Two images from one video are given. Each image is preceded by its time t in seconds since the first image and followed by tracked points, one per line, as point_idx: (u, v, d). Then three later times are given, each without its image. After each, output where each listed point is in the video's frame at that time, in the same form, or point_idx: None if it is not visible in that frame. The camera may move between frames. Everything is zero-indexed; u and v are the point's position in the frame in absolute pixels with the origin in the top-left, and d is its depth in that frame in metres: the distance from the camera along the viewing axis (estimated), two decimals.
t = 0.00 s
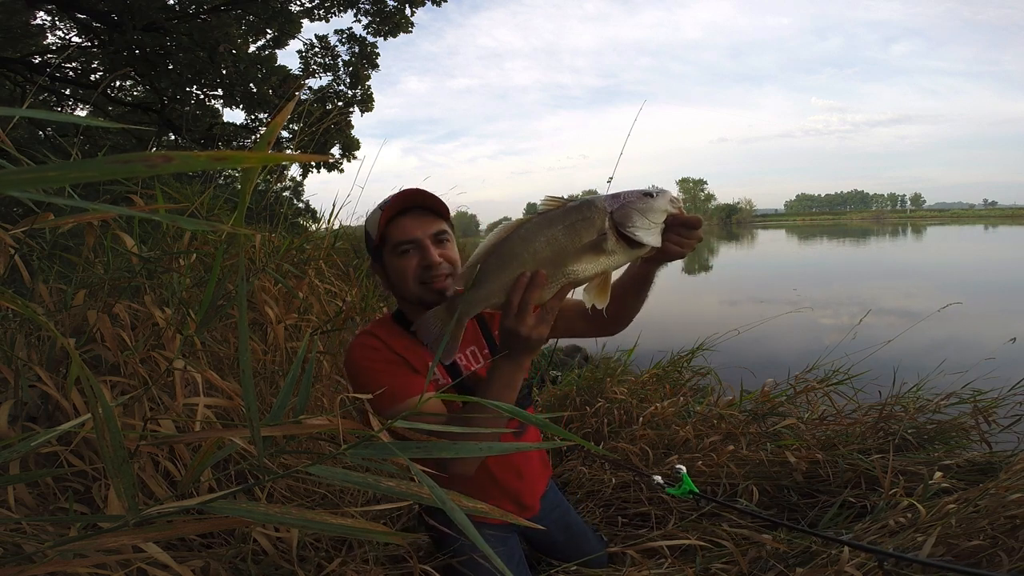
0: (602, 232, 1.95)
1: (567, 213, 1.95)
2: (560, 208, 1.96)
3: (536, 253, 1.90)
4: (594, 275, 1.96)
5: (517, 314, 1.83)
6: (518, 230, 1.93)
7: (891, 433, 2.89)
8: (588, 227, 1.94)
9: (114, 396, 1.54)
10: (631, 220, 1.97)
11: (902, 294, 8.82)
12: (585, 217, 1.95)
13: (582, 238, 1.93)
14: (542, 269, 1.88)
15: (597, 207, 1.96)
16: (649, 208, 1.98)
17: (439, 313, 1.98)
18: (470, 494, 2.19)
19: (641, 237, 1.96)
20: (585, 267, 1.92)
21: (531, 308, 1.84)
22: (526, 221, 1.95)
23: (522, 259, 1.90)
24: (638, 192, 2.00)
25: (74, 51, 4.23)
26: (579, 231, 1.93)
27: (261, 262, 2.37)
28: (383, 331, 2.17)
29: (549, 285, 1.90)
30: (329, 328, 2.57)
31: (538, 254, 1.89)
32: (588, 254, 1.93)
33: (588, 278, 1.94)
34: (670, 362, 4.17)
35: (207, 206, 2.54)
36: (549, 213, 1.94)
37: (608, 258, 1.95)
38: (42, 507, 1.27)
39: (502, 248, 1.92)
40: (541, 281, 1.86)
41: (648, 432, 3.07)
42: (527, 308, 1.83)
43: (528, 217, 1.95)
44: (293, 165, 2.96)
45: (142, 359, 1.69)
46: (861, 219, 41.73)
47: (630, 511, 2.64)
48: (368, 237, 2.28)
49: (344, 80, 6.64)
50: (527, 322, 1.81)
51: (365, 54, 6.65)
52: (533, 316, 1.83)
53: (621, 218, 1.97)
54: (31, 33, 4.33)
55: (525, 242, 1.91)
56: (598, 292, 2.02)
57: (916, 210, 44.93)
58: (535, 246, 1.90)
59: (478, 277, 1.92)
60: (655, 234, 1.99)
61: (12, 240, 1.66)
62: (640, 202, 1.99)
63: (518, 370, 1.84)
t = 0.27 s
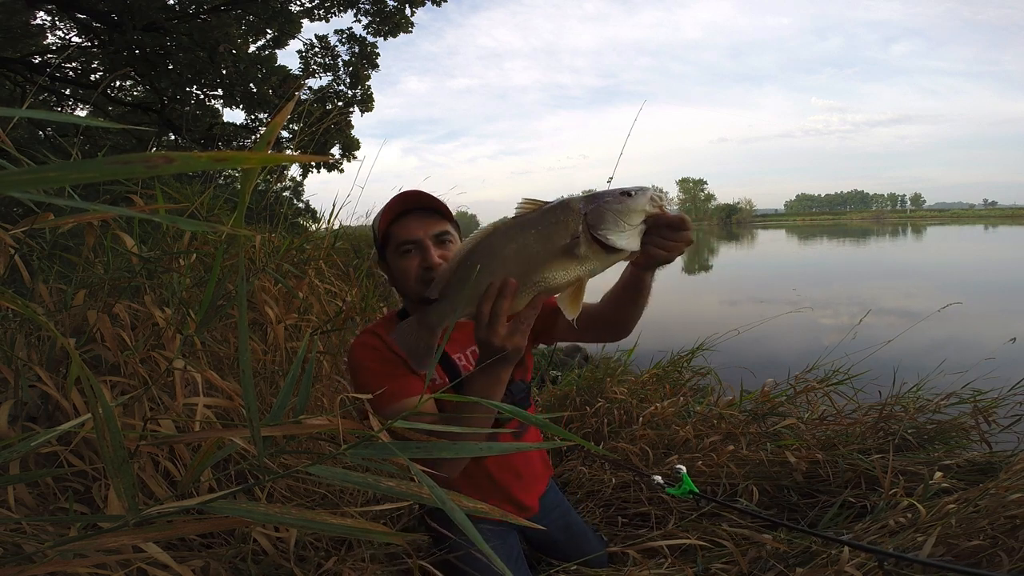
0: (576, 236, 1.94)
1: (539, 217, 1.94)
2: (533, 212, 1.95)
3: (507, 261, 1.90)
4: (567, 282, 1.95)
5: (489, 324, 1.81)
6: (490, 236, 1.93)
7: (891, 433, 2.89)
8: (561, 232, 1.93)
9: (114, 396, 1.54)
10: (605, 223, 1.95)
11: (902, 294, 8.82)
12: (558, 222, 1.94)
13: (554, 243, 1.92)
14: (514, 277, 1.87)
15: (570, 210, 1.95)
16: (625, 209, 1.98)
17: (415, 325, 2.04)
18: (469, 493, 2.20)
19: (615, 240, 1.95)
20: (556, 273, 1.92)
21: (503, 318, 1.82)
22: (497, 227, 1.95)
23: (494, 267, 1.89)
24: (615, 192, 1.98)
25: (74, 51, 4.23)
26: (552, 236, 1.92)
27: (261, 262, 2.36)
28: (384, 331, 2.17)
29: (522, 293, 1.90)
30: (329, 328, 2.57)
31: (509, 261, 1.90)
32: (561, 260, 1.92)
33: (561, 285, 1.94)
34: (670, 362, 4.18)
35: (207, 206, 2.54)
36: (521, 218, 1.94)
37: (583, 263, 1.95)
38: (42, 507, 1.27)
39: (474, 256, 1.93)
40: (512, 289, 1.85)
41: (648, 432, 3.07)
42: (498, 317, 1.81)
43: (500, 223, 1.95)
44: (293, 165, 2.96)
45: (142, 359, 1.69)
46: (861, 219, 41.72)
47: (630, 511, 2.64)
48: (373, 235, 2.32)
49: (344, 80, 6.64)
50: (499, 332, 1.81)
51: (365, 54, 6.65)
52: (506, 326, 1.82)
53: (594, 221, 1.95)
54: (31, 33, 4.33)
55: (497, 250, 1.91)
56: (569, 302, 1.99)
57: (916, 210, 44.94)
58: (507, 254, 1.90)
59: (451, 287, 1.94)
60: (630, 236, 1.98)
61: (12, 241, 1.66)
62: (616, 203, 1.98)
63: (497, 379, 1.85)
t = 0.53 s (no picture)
0: (555, 252, 1.95)
1: (518, 232, 1.94)
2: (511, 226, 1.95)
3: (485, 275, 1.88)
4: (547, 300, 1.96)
5: (465, 347, 1.82)
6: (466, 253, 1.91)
7: (891, 433, 2.89)
8: (540, 247, 1.94)
9: (114, 396, 1.54)
10: (585, 239, 1.96)
11: (902, 294, 8.82)
12: (537, 237, 1.95)
13: (533, 259, 1.92)
14: (491, 298, 1.87)
15: (550, 226, 1.96)
16: (604, 222, 1.98)
17: (391, 343, 2.05)
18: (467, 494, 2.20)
19: (594, 256, 1.95)
20: (536, 291, 1.93)
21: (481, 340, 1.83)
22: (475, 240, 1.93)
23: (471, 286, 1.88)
24: (594, 206, 1.99)
25: (74, 51, 4.23)
26: (530, 251, 1.93)
27: (261, 261, 2.37)
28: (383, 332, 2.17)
29: (500, 312, 1.90)
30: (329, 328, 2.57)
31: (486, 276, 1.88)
32: (540, 275, 1.93)
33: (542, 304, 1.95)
34: (670, 362, 4.18)
35: (207, 206, 2.54)
36: (499, 231, 1.93)
37: (563, 280, 1.95)
38: (42, 507, 1.27)
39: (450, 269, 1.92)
40: (490, 310, 1.86)
41: (648, 432, 3.07)
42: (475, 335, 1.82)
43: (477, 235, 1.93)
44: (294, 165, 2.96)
45: (142, 359, 1.69)
46: (861, 219, 41.72)
47: (630, 511, 2.64)
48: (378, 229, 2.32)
49: (345, 80, 6.64)
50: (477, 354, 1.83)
51: (365, 54, 6.65)
52: (483, 348, 1.83)
53: (573, 236, 1.96)
54: (31, 33, 4.33)
55: (474, 263, 1.90)
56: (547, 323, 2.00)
57: (916, 210, 44.96)
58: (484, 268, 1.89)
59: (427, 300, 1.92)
60: (610, 252, 1.98)
61: (12, 240, 1.66)
62: (595, 217, 1.98)
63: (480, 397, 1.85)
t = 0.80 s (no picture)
0: (555, 284, 1.96)
1: (520, 262, 1.91)
2: (513, 255, 1.91)
3: (492, 311, 1.83)
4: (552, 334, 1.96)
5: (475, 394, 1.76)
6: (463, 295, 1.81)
7: (891, 433, 2.89)
8: (541, 279, 1.93)
9: (114, 396, 1.54)
10: (582, 272, 2.00)
11: (902, 294, 8.82)
12: (538, 268, 1.93)
13: (536, 291, 1.91)
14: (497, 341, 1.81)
15: (550, 257, 1.97)
16: (601, 252, 2.02)
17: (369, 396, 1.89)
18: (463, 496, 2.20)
19: (591, 289, 1.99)
20: (542, 327, 1.92)
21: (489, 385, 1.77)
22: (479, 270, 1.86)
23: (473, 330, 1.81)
24: (587, 235, 2.03)
25: (74, 51, 4.24)
26: (533, 283, 1.91)
27: (261, 261, 2.37)
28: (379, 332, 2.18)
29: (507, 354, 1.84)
30: (329, 328, 2.57)
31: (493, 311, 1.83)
32: (542, 308, 1.92)
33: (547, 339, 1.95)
34: (670, 362, 4.18)
35: (207, 206, 2.54)
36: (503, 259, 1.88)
37: (563, 313, 1.97)
38: (42, 507, 1.27)
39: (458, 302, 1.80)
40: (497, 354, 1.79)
41: (648, 432, 3.07)
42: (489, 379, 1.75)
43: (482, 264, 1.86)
44: (293, 165, 2.96)
45: (142, 359, 1.69)
46: (861, 219, 41.71)
47: (630, 511, 2.64)
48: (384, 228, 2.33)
49: (344, 80, 6.63)
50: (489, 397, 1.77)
51: (365, 54, 6.65)
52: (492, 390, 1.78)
53: (571, 269, 1.98)
54: (31, 33, 4.33)
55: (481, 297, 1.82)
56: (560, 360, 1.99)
57: (916, 210, 44.97)
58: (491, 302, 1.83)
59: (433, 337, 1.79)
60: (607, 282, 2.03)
61: (12, 241, 1.66)
62: (590, 247, 2.02)
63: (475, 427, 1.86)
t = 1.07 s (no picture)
0: (552, 311, 1.94)
1: (517, 289, 1.90)
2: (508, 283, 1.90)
3: (493, 347, 1.83)
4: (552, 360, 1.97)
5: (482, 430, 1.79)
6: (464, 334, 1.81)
7: (891, 433, 2.89)
8: (538, 304, 1.91)
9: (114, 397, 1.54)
10: (578, 296, 1.98)
11: (902, 294, 8.82)
12: (534, 294, 1.91)
13: (534, 319, 1.90)
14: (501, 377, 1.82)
15: (546, 283, 1.95)
16: (593, 273, 2.01)
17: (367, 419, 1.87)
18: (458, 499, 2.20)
19: (587, 313, 1.98)
20: (544, 355, 1.92)
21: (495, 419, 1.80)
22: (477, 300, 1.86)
23: (477, 367, 1.81)
24: (579, 256, 2.01)
25: (74, 51, 4.24)
26: (530, 310, 1.90)
27: (261, 261, 2.37)
28: (374, 333, 2.17)
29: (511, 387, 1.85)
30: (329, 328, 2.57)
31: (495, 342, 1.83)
32: (542, 336, 1.91)
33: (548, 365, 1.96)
34: (671, 362, 4.18)
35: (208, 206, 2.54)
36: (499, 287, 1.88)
37: (563, 340, 1.96)
38: (41, 507, 1.27)
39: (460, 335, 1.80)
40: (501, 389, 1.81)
41: (649, 432, 3.07)
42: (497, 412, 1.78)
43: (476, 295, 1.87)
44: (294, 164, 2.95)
45: (142, 359, 1.69)
46: (861, 219, 41.72)
47: (630, 511, 2.64)
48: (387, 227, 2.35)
49: (345, 80, 6.63)
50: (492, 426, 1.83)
51: (365, 54, 6.65)
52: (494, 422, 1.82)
53: (567, 293, 1.97)
54: (31, 33, 4.33)
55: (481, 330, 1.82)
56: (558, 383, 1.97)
57: (916, 210, 44.98)
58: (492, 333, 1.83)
59: (439, 376, 1.77)
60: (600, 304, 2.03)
61: (12, 241, 1.66)
62: (582, 269, 2.00)
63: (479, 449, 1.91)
